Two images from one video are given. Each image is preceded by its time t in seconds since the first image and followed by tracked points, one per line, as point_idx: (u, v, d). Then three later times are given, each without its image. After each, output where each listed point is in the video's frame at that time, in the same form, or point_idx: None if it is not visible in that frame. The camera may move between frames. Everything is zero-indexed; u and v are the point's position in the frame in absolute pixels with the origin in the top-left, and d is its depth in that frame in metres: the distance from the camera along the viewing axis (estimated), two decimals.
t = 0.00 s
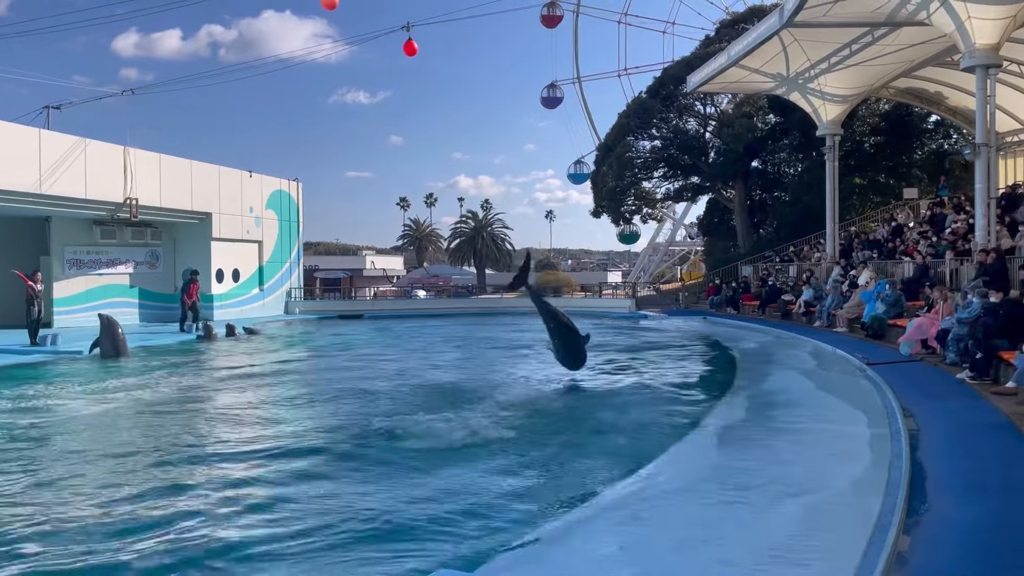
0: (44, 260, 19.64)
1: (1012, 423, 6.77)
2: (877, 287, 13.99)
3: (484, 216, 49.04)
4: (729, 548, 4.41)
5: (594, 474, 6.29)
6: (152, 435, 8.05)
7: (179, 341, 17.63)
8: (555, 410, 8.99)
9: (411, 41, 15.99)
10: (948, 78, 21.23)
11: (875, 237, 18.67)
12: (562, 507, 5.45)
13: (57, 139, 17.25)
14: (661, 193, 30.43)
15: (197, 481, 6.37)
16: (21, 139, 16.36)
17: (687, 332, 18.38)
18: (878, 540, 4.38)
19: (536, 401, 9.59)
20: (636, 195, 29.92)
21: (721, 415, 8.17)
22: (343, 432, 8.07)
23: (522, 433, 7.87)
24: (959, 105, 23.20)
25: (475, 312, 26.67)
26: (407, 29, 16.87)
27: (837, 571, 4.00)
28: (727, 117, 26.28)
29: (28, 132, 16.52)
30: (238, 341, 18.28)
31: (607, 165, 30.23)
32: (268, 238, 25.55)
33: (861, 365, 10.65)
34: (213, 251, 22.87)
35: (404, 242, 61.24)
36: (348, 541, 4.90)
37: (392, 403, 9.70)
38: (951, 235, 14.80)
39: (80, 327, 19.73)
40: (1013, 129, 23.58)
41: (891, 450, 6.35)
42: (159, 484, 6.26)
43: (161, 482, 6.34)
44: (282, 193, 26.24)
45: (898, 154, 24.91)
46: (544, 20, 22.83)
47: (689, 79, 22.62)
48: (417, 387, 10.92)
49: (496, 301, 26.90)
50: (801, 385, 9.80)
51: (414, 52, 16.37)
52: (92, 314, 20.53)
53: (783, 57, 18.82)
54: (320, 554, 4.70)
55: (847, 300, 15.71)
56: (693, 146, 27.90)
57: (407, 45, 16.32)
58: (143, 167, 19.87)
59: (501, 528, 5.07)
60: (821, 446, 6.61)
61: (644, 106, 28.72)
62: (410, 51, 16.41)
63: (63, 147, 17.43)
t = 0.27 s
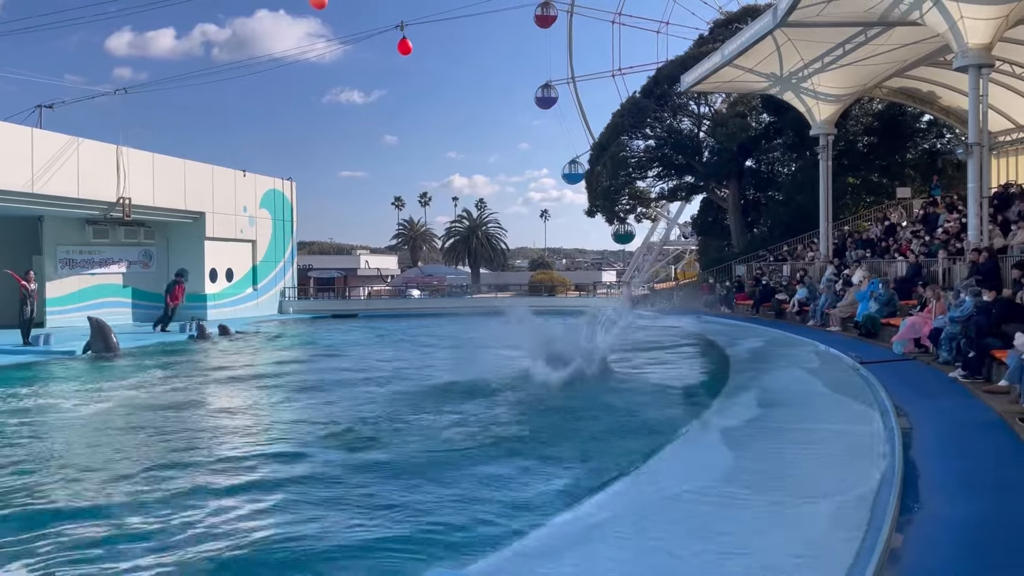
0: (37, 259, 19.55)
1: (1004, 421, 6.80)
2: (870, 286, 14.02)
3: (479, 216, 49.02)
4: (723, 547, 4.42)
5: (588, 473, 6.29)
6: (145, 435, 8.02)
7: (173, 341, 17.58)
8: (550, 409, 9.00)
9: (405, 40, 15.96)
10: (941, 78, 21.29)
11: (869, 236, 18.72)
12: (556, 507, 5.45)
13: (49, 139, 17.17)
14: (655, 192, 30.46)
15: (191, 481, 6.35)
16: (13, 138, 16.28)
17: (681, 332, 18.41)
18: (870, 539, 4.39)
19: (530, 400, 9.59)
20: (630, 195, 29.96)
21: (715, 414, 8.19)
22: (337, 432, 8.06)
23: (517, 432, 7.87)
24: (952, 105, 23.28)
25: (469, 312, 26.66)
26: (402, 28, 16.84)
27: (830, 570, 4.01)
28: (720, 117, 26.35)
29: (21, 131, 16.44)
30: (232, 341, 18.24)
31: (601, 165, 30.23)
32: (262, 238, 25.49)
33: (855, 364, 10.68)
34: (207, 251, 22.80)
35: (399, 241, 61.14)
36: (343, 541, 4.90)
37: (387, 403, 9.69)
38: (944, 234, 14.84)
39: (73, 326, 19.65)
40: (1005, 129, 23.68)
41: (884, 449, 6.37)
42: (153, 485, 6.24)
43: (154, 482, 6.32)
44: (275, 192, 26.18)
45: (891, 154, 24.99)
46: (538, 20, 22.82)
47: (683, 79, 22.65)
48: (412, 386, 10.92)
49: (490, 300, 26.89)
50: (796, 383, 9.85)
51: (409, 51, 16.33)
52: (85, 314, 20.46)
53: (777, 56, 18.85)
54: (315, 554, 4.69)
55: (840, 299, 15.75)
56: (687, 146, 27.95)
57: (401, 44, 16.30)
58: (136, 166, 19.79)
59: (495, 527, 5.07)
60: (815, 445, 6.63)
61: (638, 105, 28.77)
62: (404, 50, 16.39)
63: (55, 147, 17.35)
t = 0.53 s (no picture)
0: (28, 258, 19.44)
1: (995, 420, 6.81)
2: (862, 285, 14.07)
3: (472, 215, 48.97)
4: (715, 545, 4.42)
5: (581, 472, 6.27)
6: (136, 435, 7.96)
7: (165, 340, 17.51)
8: (543, 407, 9.00)
9: (398, 38, 15.93)
10: (933, 77, 21.38)
11: (861, 235, 18.78)
12: (549, 505, 5.43)
13: (41, 137, 17.07)
14: (648, 192, 30.48)
15: (181, 481, 6.30)
16: (4, 136, 16.18)
17: (674, 330, 18.43)
18: (862, 537, 4.39)
19: (523, 399, 9.57)
20: (623, 194, 29.99)
21: (707, 413, 8.18)
22: (329, 431, 8.01)
23: (511, 430, 7.87)
24: (943, 105, 23.38)
25: (462, 311, 26.63)
26: (395, 27, 16.80)
27: (822, 568, 4.02)
28: (713, 116, 26.42)
29: (12, 130, 16.34)
30: (225, 340, 18.18)
31: (594, 164, 30.23)
32: (255, 236, 25.41)
33: (847, 362, 10.71)
34: (199, 250, 22.72)
35: (391, 240, 61.00)
36: (335, 540, 4.87)
37: (380, 401, 9.68)
38: (935, 233, 14.91)
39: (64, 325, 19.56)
40: (997, 128, 23.79)
41: (876, 447, 6.37)
42: (143, 485, 6.18)
43: (144, 482, 6.27)
44: (268, 191, 26.09)
45: (883, 153, 25.08)
46: (531, 19, 22.80)
47: (676, 78, 22.68)
48: (406, 385, 10.91)
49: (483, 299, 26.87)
50: (790, 382, 9.87)
51: (401, 50, 16.29)
52: (77, 313, 20.36)
53: (770, 56, 18.89)
54: (306, 554, 4.66)
55: (832, 298, 15.80)
56: (680, 145, 27.95)
57: (394, 42, 16.27)
58: (128, 165, 19.69)
59: (487, 526, 5.05)
60: (808, 443, 6.64)
61: (631, 104, 28.81)
62: (397, 48, 16.36)
63: (47, 145, 17.25)
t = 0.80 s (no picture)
0: (19, 257, 19.31)
1: (985, 418, 6.86)
2: (854, 283, 14.11)
3: (465, 213, 48.93)
4: (707, 543, 4.43)
5: (573, 470, 6.27)
6: (126, 434, 7.90)
7: (156, 339, 17.43)
8: (537, 405, 9.00)
9: (390, 36, 15.90)
10: (924, 77, 21.46)
11: (852, 234, 18.84)
12: (542, 504, 5.43)
13: (32, 135, 16.96)
14: (641, 190, 30.48)
15: (172, 481, 6.26)
16: None
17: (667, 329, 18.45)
18: (853, 533, 4.41)
19: (516, 397, 9.56)
20: (616, 192, 30.00)
21: (699, 411, 8.20)
22: (322, 430, 7.99)
23: (503, 428, 7.87)
24: (934, 104, 23.49)
25: (455, 310, 26.61)
26: (387, 25, 16.78)
27: (813, 565, 4.03)
28: (706, 115, 26.46)
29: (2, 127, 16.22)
30: (216, 339, 18.12)
31: (587, 163, 30.23)
32: (247, 235, 25.31)
33: (838, 361, 10.74)
34: (191, 248, 22.62)
35: (384, 239, 60.87)
36: (329, 539, 4.85)
37: (373, 400, 9.66)
38: (926, 232, 14.96)
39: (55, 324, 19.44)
40: (987, 128, 23.90)
41: (866, 445, 6.40)
42: (134, 484, 6.14)
43: (135, 482, 6.23)
44: (260, 189, 26.00)
45: (874, 152, 25.16)
46: (524, 19, 22.80)
47: (669, 77, 22.70)
48: (398, 384, 10.89)
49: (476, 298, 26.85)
50: (781, 380, 9.90)
51: (394, 48, 16.27)
52: (68, 312, 20.24)
53: (762, 55, 18.92)
54: (299, 553, 4.63)
55: (824, 297, 15.84)
56: (673, 144, 27.97)
57: (387, 41, 16.25)
58: (119, 163, 19.59)
59: (481, 525, 5.05)
60: (799, 441, 6.65)
61: (623, 103, 28.80)
62: (389, 47, 16.33)
63: (37, 143, 17.14)
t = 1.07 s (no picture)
0: (9, 255, 19.18)
1: (975, 416, 6.89)
2: (845, 282, 14.15)
3: (457, 212, 48.85)
4: (698, 542, 4.43)
5: (565, 468, 6.26)
6: (116, 434, 7.84)
7: (147, 338, 17.34)
8: (529, 404, 9.00)
9: (383, 35, 15.86)
10: (915, 77, 21.54)
11: (843, 234, 18.89)
12: (533, 502, 5.42)
13: (21, 133, 16.85)
14: (633, 190, 30.51)
15: (162, 480, 6.21)
16: None
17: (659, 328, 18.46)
18: (843, 532, 4.42)
19: (508, 396, 9.55)
20: (609, 192, 30.02)
21: (691, 410, 8.21)
22: (314, 429, 7.96)
23: (496, 427, 7.86)
24: (925, 104, 23.58)
25: (447, 308, 26.57)
26: (379, 23, 16.75)
27: (805, 564, 4.04)
28: (698, 114, 26.52)
29: None
30: (208, 338, 18.03)
31: (580, 162, 30.25)
32: (238, 233, 25.21)
33: (829, 359, 10.77)
34: (182, 247, 22.51)
35: (376, 238, 60.69)
36: (319, 539, 4.83)
37: (365, 399, 9.62)
38: (917, 232, 15.01)
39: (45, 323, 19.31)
40: (977, 128, 24.01)
41: (857, 443, 6.42)
42: (124, 484, 6.10)
43: (124, 481, 6.18)
44: (252, 188, 25.90)
45: (866, 152, 25.23)
46: (517, 19, 22.77)
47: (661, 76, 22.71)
48: (390, 383, 10.85)
49: (469, 297, 26.82)
50: (773, 379, 9.92)
51: (386, 47, 16.23)
52: (58, 311, 20.11)
53: (754, 54, 18.94)
54: (290, 553, 4.61)
55: (815, 296, 15.89)
56: (665, 143, 28.03)
57: (379, 39, 16.20)
58: (110, 161, 19.47)
59: (472, 523, 5.04)
60: (790, 440, 6.66)
61: (616, 103, 28.84)
62: (381, 46, 16.28)
63: (27, 142, 17.02)
